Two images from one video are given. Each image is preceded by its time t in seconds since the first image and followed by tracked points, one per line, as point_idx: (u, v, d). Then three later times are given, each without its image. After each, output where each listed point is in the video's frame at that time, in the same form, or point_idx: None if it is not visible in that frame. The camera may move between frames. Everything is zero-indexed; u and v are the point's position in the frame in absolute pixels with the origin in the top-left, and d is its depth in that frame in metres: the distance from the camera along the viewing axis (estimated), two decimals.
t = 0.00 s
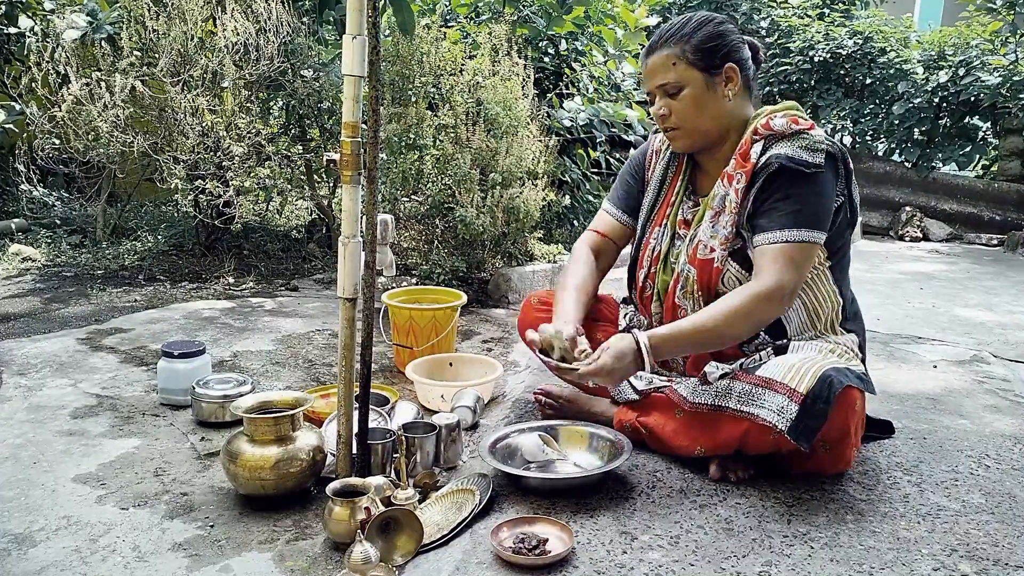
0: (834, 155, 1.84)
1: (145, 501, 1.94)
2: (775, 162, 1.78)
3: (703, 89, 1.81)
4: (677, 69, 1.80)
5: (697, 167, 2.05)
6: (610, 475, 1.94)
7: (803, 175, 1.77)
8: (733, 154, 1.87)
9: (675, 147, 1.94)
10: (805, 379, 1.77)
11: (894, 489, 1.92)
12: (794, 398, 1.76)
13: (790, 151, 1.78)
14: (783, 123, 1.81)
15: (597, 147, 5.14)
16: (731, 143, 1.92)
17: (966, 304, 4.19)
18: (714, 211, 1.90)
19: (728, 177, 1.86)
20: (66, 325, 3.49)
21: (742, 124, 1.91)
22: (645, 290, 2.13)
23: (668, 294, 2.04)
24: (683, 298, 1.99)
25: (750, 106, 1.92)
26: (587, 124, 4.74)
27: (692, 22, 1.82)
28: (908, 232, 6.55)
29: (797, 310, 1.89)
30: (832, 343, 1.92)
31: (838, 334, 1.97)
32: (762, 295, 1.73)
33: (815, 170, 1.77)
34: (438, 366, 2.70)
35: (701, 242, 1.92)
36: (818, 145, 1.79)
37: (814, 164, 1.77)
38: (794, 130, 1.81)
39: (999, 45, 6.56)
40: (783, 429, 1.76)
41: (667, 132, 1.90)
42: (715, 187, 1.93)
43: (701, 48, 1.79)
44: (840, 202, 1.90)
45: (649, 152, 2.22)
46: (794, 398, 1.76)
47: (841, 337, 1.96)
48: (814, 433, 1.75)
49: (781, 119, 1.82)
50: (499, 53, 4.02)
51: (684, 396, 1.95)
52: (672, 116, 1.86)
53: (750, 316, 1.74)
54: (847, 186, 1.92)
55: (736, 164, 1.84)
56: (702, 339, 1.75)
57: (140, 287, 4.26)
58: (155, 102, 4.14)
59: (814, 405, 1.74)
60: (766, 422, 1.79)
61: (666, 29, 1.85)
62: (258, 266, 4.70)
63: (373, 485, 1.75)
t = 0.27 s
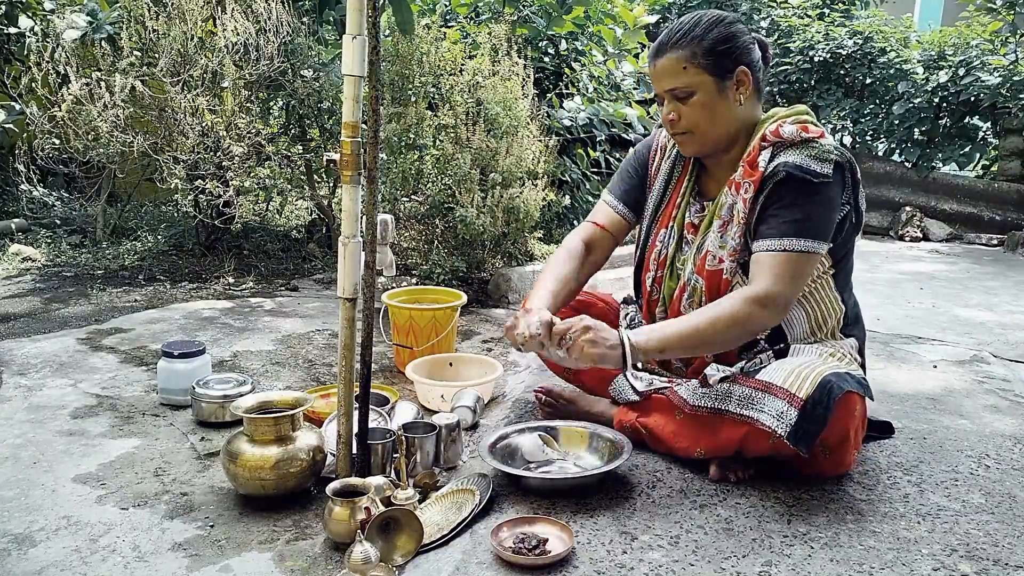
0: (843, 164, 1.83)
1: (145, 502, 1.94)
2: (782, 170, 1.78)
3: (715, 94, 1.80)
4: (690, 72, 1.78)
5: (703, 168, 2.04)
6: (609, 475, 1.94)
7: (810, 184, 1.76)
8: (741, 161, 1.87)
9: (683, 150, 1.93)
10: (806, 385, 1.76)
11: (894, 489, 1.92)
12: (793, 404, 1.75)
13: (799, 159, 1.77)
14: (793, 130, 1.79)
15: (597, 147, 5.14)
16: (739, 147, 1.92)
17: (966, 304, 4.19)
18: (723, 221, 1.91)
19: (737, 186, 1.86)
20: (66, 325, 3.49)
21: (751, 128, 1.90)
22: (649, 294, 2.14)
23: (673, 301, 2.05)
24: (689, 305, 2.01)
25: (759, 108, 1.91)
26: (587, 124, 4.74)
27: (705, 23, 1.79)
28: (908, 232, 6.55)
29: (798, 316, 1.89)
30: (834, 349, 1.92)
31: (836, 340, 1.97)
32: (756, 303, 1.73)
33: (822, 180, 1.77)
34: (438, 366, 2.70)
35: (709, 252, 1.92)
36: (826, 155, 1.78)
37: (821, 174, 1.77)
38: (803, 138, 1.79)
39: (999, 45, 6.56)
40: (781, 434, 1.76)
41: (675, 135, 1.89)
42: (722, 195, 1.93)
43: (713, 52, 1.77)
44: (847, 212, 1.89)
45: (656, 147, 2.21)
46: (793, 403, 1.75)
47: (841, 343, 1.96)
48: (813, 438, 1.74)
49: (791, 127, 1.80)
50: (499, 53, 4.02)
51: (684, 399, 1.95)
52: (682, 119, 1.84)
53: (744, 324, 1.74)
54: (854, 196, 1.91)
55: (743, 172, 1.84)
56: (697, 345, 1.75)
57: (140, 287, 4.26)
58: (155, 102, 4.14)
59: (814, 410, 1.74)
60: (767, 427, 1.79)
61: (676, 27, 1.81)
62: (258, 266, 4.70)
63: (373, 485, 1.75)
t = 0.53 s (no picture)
0: (824, 167, 1.83)
1: (145, 501, 1.94)
2: (764, 181, 1.78)
3: (694, 109, 1.77)
4: (668, 90, 1.74)
5: (684, 181, 2.02)
6: (610, 475, 1.94)
7: (793, 191, 1.76)
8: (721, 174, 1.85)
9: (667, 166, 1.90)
10: (806, 391, 1.75)
11: (894, 489, 1.92)
12: (793, 409, 1.74)
13: (779, 168, 1.77)
14: (771, 138, 1.79)
15: (597, 147, 5.14)
16: (721, 157, 1.90)
17: (966, 304, 4.19)
18: (707, 234, 1.89)
19: (719, 199, 1.85)
20: (66, 325, 3.49)
21: (730, 137, 1.88)
22: (638, 312, 2.12)
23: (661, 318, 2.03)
24: (677, 322, 1.98)
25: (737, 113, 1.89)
26: (587, 124, 4.74)
27: (679, 35, 1.75)
28: (908, 232, 6.55)
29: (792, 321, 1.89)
30: (832, 353, 1.91)
31: (833, 338, 1.97)
32: (757, 317, 1.73)
33: (805, 186, 1.77)
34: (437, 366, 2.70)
35: (696, 266, 1.91)
36: (807, 160, 1.79)
37: (804, 179, 1.77)
38: (782, 146, 1.80)
39: (999, 45, 6.56)
40: (780, 440, 1.75)
41: (658, 151, 1.86)
42: (705, 207, 1.91)
43: (690, 67, 1.74)
44: (832, 212, 1.89)
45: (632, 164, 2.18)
46: (793, 409, 1.75)
47: (835, 342, 1.96)
48: (812, 444, 1.75)
49: (769, 135, 1.80)
50: (499, 53, 4.02)
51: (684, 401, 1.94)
52: (665, 136, 1.81)
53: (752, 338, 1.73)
54: (840, 194, 1.90)
55: (726, 185, 1.84)
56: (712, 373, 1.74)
57: (140, 287, 4.26)
58: (155, 102, 4.14)
59: (814, 416, 1.73)
60: (766, 432, 1.79)
61: (650, 41, 1.77)
62: (258, 266, 4.70)
63: (372, 485, 1.75)
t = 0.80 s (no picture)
0: (805, 164, 1.78)
1: (145, 502, 1.94)
2: (739, 177, 1.76)
3: (683, 111, 1.76)
4: (655, 94, 1.74)
5: (676, 182, 2.03)
6: (610, 475, 1.95)
7: (766, 185, 1.73)
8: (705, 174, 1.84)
9: (660, 169, 1.90)
10: (805, 391, 1.75)
11: (894, 489, 1.92)
12: (792, 409, 1.75)
13: (753, 162, 1.75)
14: (749, 138, 1.76)
15: (597, 147, 5.14)
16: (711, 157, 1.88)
17: (966, 304, 4.19)
18: (692, 235, 1.87)
19: (701, 200, 1.84)
20: (66, 326, 3.49)
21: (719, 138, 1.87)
22: (631, 311, 2.12)
23: (653, 318, 2.03)
24: (667, 322, 1.99)
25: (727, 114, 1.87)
26: (587, 124, 4.74)
27: (664, 39, 1.74)
28: (908, 232, 6.55)
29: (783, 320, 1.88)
30: (831, 352, 1.91)
31: (826, 340, 1.95)
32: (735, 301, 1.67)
33: (779, 180, 1.74)
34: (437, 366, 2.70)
35: (681, 267, 1.89)
36: (784, 156, 1.75)
37: (777, 174, 1.73)
38: (760, 144, 1.76)
39: (999, 45, 6.55)
40: (780, 440, 1.75)
41: (650, 156, 1.87)
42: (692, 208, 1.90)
43: (677, 71, 1.73)
44: (820, 211, 1.85)
45: (631, 162, 2.19)
46: (792, 409, 1.75)
47: (831, 342, 1.96)
48: (811, 444, 1.74)
49: (747, 136, 1.76)
50: (499, 53, 4.02)
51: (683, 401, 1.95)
52: (654, 140, 1.81)
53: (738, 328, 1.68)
54: (827, 193, 1.85)
55: (706, 186, 1.82)
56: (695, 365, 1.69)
57: (140, 287, 4.26)
58: (155, 102, 4.14)
59: (813, 416, 1.73)
60: (766, 432, 1.79)
61: (637, 45, 1.76)
62: (258, 266, 4.70)
63: (373, 485, 1.75)
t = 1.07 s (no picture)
0: (838, 174, 1.81)
1: (145, 501, 1.95)
2: (778, 187, 1.77)
3: (705, 103, 1.76)
4: (680, 81, 1.73)
5: (693, 178, 2.04)
6: (609, 475, 1.95)
7: (806, 199, 1.75)
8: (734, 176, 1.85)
9: (673, 161, 1.90)
10: (806, 391, 1.76)
11: (894, 489, 1.92)
12: (794, 410, 1.75)
13: (793, 175, 1.77)
14: (786, 143, 1.78)
15: (596, 147, 5.14)
16: (728, 156, 1.90)
17: (966, 304, 4.19)
18: (717, 236, 1.89)
19: (731, 202, 1.86)
20: (66, 325, 3.49)
21: (739, 137, 1.89)
22: (643, 308, 2.12)
23: (666, 316, 2.03)
24: (682, 321, 1.98)
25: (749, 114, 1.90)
26: (587, 124, 4.74)
27: (693, 30, 1.75)
28: (908, 232, 6.56)
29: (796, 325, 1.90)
30: (832, 353, 1.91)
31: (832, 340, 1.98)
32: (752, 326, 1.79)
33: (819, 194, 1.76)
34: (438, 367, 2.70)
35: (704, 267, 1.91)
36: (822, 167, 1.78)
37: (817, 187, 1.76)
38: (795, 150, 1.78)
39: (998, 45, 6.55)
40: (781, 440, 1.75)
41: (664, 146, 1.85)
42: (715, 208, 1.92)
43: (704, 61, 1.73)
44: (844, 219, 1.90)
45: (645, 158, 2.20)
46: (794, 409, 1.75)
47: (835, 343, 1.96)
48: (812, 445, 1.75)
49: (783, 140, 1.79)
50: (499, 53, 4.02)
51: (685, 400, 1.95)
52: (671, 129, 1.80)
53: (744, 343, 1.78)
54: (851, 200, 1.90)
55: (738, 188, 1.84)
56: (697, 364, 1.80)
57: (140, 287, 4.27)
58: (155, 102, 4.14)
59: (814, 417, 1.74)
60: (766, 433, 1.79)
61: (664, 34, 1.76)
62: (258, 266, 4.70)
63: (373, 485, 1.76)
